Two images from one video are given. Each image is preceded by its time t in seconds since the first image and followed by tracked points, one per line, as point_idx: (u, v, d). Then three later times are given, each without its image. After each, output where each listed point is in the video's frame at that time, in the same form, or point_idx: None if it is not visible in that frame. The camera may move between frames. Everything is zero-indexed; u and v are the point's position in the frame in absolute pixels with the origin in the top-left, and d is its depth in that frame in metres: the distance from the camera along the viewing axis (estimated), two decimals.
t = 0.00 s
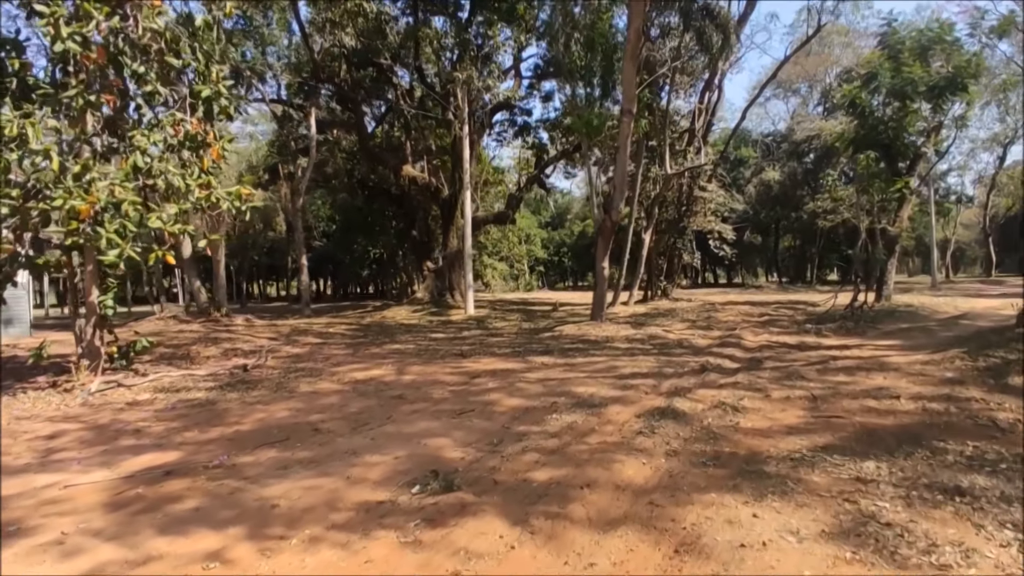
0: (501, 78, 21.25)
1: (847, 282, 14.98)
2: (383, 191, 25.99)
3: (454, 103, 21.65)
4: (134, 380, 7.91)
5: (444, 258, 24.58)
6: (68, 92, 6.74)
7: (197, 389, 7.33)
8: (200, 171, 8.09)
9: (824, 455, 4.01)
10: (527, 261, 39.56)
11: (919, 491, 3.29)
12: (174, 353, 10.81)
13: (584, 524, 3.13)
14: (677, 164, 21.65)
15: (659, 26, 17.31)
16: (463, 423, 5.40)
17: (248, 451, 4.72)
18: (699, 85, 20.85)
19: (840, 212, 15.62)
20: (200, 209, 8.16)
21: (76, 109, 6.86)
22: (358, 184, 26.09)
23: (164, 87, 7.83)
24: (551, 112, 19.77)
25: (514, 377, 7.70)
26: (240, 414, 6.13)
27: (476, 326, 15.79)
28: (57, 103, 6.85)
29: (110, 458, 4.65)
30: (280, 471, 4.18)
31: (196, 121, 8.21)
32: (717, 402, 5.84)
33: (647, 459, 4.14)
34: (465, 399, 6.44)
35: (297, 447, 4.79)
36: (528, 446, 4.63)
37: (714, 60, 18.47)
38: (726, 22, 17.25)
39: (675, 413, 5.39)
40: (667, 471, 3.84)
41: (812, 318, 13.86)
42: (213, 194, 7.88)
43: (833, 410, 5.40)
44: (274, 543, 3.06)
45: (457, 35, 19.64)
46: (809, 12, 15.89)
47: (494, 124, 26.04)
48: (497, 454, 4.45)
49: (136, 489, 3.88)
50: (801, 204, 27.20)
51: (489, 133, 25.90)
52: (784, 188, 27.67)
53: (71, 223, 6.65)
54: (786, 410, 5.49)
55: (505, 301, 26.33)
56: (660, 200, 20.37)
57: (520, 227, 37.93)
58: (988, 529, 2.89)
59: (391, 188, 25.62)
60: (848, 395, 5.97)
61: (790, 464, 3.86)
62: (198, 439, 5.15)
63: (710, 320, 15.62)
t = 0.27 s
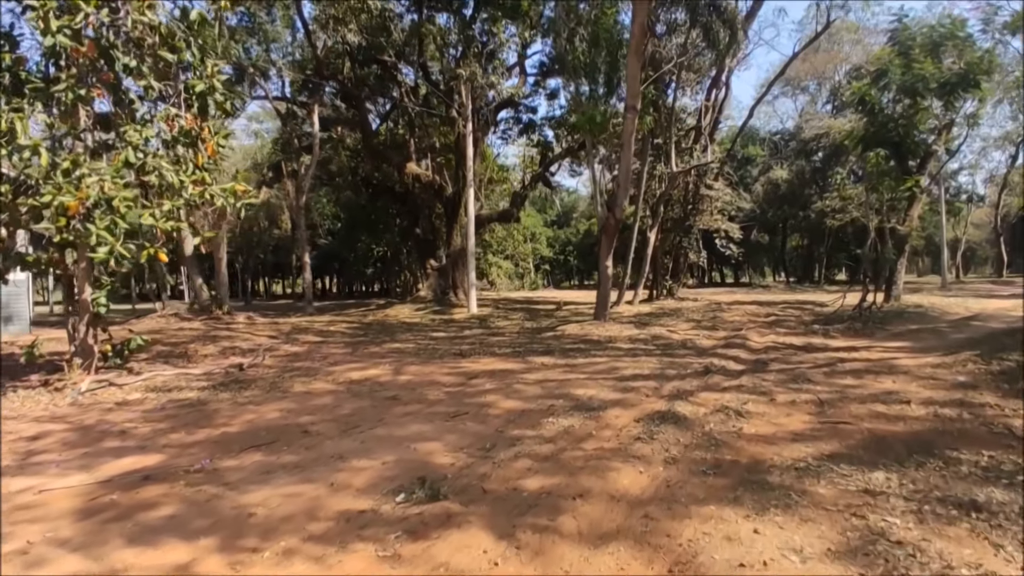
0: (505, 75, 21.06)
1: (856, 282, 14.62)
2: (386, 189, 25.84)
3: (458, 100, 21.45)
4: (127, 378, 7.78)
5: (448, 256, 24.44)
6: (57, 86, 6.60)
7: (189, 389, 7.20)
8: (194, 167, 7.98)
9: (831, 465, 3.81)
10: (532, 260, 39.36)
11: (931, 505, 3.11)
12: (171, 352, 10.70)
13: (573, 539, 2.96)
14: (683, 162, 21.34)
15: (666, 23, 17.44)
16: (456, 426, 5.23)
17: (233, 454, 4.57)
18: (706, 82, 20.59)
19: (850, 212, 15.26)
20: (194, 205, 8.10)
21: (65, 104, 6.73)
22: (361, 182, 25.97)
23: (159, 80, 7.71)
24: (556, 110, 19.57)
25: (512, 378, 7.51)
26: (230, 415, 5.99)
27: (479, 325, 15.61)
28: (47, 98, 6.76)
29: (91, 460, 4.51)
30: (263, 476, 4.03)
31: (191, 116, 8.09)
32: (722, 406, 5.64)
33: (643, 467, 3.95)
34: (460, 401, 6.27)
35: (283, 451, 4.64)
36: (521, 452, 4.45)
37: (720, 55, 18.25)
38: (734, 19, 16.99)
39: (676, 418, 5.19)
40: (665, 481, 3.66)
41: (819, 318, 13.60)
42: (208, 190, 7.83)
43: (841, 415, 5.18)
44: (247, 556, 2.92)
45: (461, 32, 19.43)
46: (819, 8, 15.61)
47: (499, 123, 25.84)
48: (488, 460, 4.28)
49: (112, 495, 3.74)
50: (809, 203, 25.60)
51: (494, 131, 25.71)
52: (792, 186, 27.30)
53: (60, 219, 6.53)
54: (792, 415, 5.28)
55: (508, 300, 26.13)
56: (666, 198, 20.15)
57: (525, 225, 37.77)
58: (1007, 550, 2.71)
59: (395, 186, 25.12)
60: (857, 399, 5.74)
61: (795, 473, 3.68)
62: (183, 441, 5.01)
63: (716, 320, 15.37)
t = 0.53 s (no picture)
0: (506, 70, 20.82)
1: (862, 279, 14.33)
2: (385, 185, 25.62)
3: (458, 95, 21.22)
4: (113, 377, 7.57)
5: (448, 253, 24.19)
6: (38, 75, 6.33)
7: (177, 388, 7.00)
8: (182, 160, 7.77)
9: (842, 471, 3.61)
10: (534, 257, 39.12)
11: (953, 517, 2.91)
12: (163, 349, 10.50)
13: (565, 555, 2.77)
14: (686, 158, 21.14)
15: (669, 16, 17.02)
16: (448, 428, 5.01)
17: (213, 457, 4.37)
18: (710, 76, 20.35)
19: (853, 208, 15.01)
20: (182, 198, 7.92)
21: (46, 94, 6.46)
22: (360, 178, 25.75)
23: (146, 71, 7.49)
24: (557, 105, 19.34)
25: (509, 377, 7.29)
26: (215, 415, 5.78)
27: (478, 323, 15.38)
28: (29, 89, 6.39)
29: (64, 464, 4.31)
30: (242, 482, 3.83)
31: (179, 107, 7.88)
32: (725, 407, 5.42)
33: (642, 473, 3.75)
34: (454, 401, 6.05)
35: (266, 454, 4.43)
36: (514, 455, 4.24)
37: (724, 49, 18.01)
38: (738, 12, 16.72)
39: (678, 420, 4.97)
40: (665, 489, 3.47)
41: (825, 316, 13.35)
42: (197, 182, 7.66)
43: (850, 416, 4.96)
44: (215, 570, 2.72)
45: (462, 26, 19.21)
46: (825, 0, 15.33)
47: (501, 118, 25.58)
48: (479, 464, 4.07)
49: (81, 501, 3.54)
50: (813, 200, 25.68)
51: (495, 126, 25.48)
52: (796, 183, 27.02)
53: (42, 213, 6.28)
54: (799, 417, 5.05)
55: (509, 297, 25.90)
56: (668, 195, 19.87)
57: (526, 222, 37.57)
58: None
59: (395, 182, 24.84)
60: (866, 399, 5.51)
61: (804, 480, 3.49)
62: (163, 443, 4.80)
63: (719, 318, 15.12)
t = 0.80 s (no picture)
0: (504, 66, 20.61)
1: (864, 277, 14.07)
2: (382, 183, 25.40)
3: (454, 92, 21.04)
4: (97, 380, 7.37)
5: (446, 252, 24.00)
6: (15, 70, 6.12)
7: (162, 392, 6.79)
8: (167, 158, 7.53)
9: (848, 484, 3.46)
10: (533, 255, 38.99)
11: (969, 538, 2.74)
12: (153, 352, 10.30)
13: None
14: (686, 155, 21.00)
15: (668, 12, 16.99)
16: (437, 436, 4.83)
17: (189, 468, 4.18)
18: (710, 73, 20.15)
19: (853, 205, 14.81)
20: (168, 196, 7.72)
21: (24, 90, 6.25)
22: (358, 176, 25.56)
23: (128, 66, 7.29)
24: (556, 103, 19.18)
25: (503, 380, 7.11)
26: (198, 421, 5.59)
27: (476, 322, 15.18)
28: (7, 85, 6.22)
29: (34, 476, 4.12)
30: (218, 496, 3.65)
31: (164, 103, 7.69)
32: (726, 412, 5.25)
33: (638, 485, 3.58)
34: (445, 406, 5.87)
35: (246, 464, 4.25)
36: (505, 466, 4.07)
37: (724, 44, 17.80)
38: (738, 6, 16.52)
39: (677, 427, 4.79)
40: (662, 504, 3.31)
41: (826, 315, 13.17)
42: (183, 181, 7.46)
43: (854, 421, 4.79)
44: None
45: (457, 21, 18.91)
46: None
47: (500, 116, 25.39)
48: (468, 475, 3.89)
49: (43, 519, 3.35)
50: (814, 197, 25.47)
51: (493, 124, 25.29)
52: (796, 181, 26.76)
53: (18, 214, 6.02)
54: (802, 423, 4.89)
55: (507, 296, 25.71)
56: (668, 192, 19.74)
57: (524, 220, 37.40)
58: None
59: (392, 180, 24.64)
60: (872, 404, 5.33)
61: (809, 495, 3.36)
62: (141, 452, 4.61)
63: (719, 317, 14.95)
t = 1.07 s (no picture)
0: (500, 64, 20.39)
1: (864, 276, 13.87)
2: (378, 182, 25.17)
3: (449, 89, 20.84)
4: (78, 383, 7.17)
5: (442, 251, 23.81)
6: None
7: (143, 395, 6.60)
8: (151, 155, 7.18)
9: (851, 494, 3.29)
10: (531, 254, 38.81)
11: (982, 553, 2.57)
12: (140, 353, 10.10)
13: None
14: (684, 152, 20.82)
15: (666, 9, 16.91)
16: (422, 441, 4.65)
17: (160, 476, 3.99)
18: (708, 70, 19.94)
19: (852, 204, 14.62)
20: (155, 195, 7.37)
21: None
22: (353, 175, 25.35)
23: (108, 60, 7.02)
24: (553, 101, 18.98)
25: (494, 382, 6.92)
26: (177, 425, 5.40)
27: (471, 322, 14.99)
28: None
29: None
30: (186, 506, 3.47)
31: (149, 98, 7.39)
32: (723, 415, 5.07)
33: (629, 495, 3.40)
34: (433, 409, 5.69)
35: (220, 471, 4.07)
36: (490, 473, 3.89)
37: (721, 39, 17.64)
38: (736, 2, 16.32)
39: (672, 430, 4.62)
40: (653, 516, 3.13)
41: (826, 314, 12.97)
42: (164, 177, 7.01)
43: (856, 425, 4.60)
44: None
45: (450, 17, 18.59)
46: None
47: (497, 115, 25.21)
48: (451, 484, 3.71)
49: None
50: (813, 196, 25.27)
51: (490, 123, 25.09)
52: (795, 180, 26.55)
53: None
54: (802, 426, 4.71)
55: (504, 295, 25.51)
56: (665, 190, 19.57)
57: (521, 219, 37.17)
58: None
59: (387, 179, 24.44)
60: (874, 407, 5.15)
61: (809, 507, 3.20)
62: (113, 459, 4.43)
63: (717, 317, 14.78)
